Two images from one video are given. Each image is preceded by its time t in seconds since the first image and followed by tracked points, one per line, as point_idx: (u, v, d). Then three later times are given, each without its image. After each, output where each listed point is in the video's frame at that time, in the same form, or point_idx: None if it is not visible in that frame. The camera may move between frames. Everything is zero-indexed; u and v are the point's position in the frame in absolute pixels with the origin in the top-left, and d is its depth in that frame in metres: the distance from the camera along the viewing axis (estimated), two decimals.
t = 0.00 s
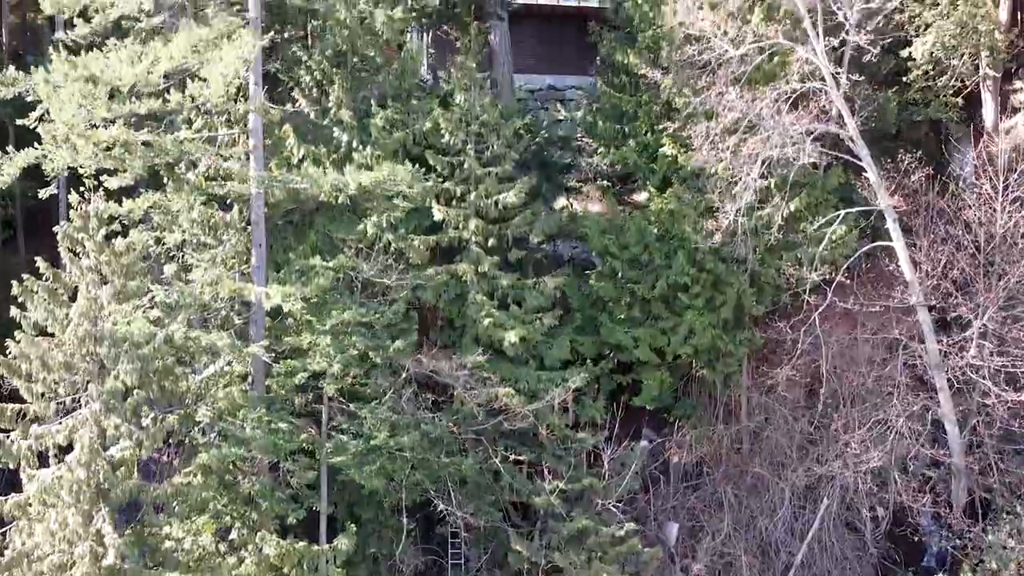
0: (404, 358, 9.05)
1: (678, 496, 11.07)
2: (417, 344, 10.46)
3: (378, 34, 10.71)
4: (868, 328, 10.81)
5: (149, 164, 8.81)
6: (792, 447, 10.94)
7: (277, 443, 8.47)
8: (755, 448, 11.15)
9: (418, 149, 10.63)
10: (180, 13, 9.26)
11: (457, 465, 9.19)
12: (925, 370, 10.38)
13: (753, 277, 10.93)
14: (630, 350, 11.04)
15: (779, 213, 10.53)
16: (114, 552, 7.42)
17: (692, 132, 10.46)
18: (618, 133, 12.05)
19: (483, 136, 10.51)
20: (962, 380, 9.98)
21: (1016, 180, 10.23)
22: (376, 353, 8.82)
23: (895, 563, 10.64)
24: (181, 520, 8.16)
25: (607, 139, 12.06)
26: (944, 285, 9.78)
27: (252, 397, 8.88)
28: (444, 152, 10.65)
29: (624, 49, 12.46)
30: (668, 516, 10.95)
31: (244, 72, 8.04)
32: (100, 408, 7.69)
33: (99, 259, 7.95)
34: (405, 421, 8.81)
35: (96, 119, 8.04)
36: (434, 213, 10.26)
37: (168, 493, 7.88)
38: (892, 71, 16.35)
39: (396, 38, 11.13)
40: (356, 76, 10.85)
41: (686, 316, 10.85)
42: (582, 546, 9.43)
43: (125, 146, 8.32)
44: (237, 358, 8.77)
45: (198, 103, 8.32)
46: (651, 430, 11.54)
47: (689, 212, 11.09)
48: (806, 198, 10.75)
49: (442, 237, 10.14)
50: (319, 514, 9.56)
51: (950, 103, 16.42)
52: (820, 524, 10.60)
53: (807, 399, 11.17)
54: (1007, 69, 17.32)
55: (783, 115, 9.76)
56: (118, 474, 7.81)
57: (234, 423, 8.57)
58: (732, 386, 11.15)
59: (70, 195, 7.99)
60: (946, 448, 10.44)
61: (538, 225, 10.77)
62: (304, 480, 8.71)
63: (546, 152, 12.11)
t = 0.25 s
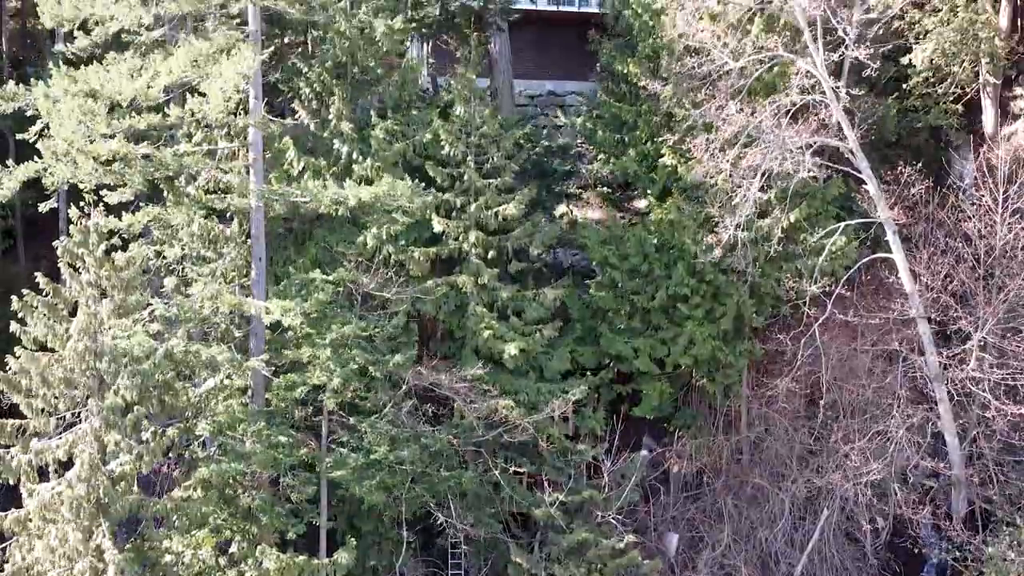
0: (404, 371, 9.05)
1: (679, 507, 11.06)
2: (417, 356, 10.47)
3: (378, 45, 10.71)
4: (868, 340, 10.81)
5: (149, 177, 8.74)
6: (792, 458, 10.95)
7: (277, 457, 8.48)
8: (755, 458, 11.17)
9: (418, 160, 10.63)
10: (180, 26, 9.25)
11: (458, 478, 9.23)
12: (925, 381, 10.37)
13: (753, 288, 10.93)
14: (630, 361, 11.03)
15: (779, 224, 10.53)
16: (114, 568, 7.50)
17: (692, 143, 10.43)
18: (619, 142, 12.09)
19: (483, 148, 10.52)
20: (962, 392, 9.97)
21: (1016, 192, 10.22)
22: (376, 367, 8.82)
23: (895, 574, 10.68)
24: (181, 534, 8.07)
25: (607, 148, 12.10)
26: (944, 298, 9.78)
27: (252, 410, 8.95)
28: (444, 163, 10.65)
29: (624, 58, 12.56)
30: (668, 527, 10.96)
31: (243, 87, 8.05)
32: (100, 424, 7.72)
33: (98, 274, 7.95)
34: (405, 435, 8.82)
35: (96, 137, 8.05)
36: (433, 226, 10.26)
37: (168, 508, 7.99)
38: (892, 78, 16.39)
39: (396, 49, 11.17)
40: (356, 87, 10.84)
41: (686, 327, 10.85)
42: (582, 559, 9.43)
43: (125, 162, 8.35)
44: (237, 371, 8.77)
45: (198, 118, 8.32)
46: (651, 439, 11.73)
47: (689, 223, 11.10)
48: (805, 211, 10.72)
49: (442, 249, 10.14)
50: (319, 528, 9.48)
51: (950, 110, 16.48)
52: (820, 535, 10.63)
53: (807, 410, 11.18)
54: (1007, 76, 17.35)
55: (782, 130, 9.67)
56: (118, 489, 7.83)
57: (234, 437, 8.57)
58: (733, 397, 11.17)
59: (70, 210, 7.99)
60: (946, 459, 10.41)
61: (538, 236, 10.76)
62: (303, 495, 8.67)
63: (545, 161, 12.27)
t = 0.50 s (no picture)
0: (404, 383, 9.06)
1: (678, 516, 11.20)
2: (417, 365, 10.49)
3: (377, 55, 10.74)
4: (868, 350, 10.81)
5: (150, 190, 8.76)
6: (792, 467, 10.94)
7: (277, 469, 8.49)
8: (755, 468, 11.22)
9: (418, 170, 10.64)
10: (179, 37, 9.25)
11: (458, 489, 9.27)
12: (925, 392, 10.36)
13: (753, 298, 10.93)
14: (630, 371, 11.04)
15: (779, 234, 10.53)
16: None
17: (692, 154, 10.43)
18: (618, 150, 12.20)
19: (483, 159, 10.54)
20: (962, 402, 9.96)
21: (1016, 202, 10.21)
22: (375, 379, 8.82)
23: None
24: (180, 546, 8.04)
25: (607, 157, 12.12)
26: (943, 309, 9.77)
27: (252, 422, 8.95)
28: (444, 173, 10.66)
29: (624, 66, 12.64)
30: (667, 536, 11.06)
31: (242, 101, 8.10)
32: (101, 438, 7.75)
33: (98, 287, 7.95)
34: (405, 447, 8.83)
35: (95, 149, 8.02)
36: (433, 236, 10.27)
37: (167, 520, 7.98)
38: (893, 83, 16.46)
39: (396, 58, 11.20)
40: (356, 96, 10.85)
41: (686, 336, 10.85)
42: (582, 569, 9.42)
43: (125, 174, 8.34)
44: (237, 383, 8.78)
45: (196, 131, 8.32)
46: (651, 448, 11.93)
47: (689, 232, 11.11)
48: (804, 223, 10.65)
49: (442, 259, 10.15)
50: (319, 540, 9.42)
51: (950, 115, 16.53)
52: (820, 544, 10.62)
53: (807, 419, 11.18)
54: (1007, 81, 17.40)
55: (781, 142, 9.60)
56: (117, 502, 7.84)
57: (234, 449, 8.58)
58: (732, 406, 11.22)
59: (70, 224, 7.99)
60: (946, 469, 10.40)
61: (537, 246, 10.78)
62: (303, 507, 8.66)
63: (546, 169, 12.70)
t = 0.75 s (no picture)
0: (404, 396, 9.07)
1: (678, 526, 11.26)
2: (417, 376, 10.51)
3: (377, 66, 10.74)
4: (867, 361, 10.81)
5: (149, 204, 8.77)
6: (791, 478, 10.94)
7: (277, 484, 8.50)
8: (754, 478, 11.22)
9: (418, 182, 10.65)
10: (179, 50, 9.24)
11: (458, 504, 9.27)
12: (925, 403, 10.36)
13: (752, 309, 10.93)
14: (630, 381, 11.05)
15: (778, 246, 10.53)
16: None
17: (692, 166, 10.42)
18: (618, 160, 12.18)
19: (482, 170, 10.55)
20: (962, 414, 9.95)
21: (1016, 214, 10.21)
22: (375, 393, 8.82)
23: None
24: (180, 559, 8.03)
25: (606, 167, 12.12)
26: (943, 321, 9.75)
27: (252, 436, 9.02)
28: (444, 184, 10.66)
29: (624, 76, 12.65)
30: (667, 547, 11.13)
31: (242, 118, 8.11)
32: (100, 453, 7.75)
33: (97, 302, 7.95)
34: (405, 461, 8.84)
35: (95, 165, 8.01)
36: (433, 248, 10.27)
37: (167, 535, 7.98)
38: (893, 90, 16.49)
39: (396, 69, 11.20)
40: (356, 107, 10.85)
41: (686, 347, 10.86)
42: None
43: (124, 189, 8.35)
44: (236, 397, 8.78)
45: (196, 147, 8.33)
46: (651, 457, 11.95)
47: (688, 243, 11.13)
48: (803, 235, 10.62)
49: (442, 271, 10.16)
50: (319, 553, 9.36)
51: (950, 122, 16.56)
52: (819, 555, 10.61)
53: (806, 430, 11.18)
54: (1007, 88, 17.43)
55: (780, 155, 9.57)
56: (117, 517, 7.85)
57: (234, 463, 8.59)
58: (732, 417, 11.22)
59: (69, 239, 7.99)
60: (946, 480, 10.39)
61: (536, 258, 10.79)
62: (303, 521, 8.69)
63: (546, 178, 12.75)
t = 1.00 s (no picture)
0: (404, 408, 9.08)
1: (678, 536, 11.31)
2: (417, 386, 10.52)
3: (377, 77, 10.74)
4: (867, 371, 10.81)
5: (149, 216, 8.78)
6: (791, 488, 10.95)
7: (276, 496, 8.51)
8: (754, 488, 11.23)
9: (417, 192, 10.65)
10: (178, 61, 9.25)
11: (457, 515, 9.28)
12: (925, 414, 10.35)
13: (752, 319, 10.93)
14: (630, 391, 11.05)
15: (778, 256, 10.53)
16: None
17: (692, 177, 10.41)
18: (617, 169, 12.18)
19: (482, 181, 10.55)
20: (962, 425, 9.94)
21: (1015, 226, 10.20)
22: (375, 406, 8.83)
23: None
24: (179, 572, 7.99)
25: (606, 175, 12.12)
26: (943, 332, 9.74)
27: (252, 448, 8.99)
28: (444, 195, 10.66)
29: (623, 84, 12.65)
30: (667, 556, 11.18)
31: (242, 132, 8.12)
32: (100, 467, 7.76)
33: (97, 316, 7.96)
34: (405, 473, 8.86)
35: (95, 180, 8.01)
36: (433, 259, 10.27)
37: (166, 549, 7.98)
38: (893, 97, 16.51)
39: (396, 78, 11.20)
40: (356, 117, 10.85)
41: (685, 357, 10.87)
42: None
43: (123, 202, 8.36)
44: (236, 410, 8.80)
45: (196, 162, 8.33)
46: (651, 466, 11.97)
47: (688, 252, 11.13)
48: (804, 246, 10.59)
49: (442, 281, 10.16)
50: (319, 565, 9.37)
51: (950, 129, 16.58)
52: (819, 566, 10.61)
53: (806, 440, 11.18)
54: (1007, 94, 17.43)
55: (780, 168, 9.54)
56: (117, 531, 7.85)
57: (234, 476, 8.60)
58: (731, 426, 11.24)
59: (69, 253, 8.00)
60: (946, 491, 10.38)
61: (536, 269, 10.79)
62: (303, 534, 8.70)
63: (546, 186, 12.77)
